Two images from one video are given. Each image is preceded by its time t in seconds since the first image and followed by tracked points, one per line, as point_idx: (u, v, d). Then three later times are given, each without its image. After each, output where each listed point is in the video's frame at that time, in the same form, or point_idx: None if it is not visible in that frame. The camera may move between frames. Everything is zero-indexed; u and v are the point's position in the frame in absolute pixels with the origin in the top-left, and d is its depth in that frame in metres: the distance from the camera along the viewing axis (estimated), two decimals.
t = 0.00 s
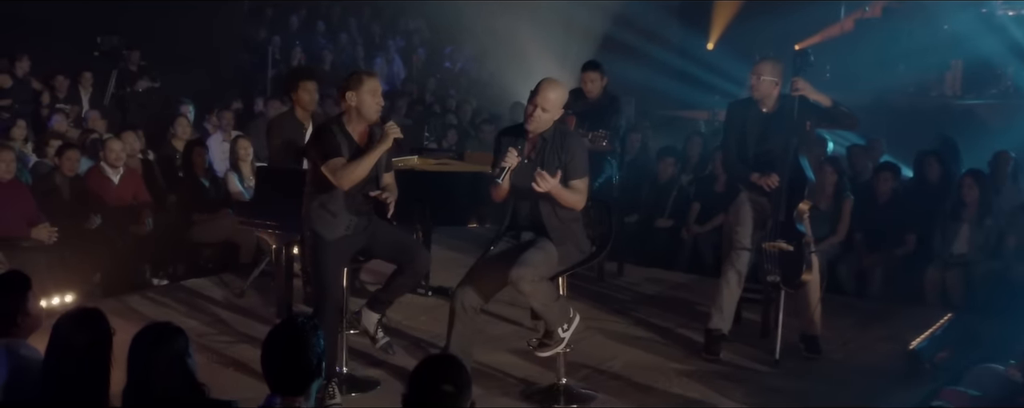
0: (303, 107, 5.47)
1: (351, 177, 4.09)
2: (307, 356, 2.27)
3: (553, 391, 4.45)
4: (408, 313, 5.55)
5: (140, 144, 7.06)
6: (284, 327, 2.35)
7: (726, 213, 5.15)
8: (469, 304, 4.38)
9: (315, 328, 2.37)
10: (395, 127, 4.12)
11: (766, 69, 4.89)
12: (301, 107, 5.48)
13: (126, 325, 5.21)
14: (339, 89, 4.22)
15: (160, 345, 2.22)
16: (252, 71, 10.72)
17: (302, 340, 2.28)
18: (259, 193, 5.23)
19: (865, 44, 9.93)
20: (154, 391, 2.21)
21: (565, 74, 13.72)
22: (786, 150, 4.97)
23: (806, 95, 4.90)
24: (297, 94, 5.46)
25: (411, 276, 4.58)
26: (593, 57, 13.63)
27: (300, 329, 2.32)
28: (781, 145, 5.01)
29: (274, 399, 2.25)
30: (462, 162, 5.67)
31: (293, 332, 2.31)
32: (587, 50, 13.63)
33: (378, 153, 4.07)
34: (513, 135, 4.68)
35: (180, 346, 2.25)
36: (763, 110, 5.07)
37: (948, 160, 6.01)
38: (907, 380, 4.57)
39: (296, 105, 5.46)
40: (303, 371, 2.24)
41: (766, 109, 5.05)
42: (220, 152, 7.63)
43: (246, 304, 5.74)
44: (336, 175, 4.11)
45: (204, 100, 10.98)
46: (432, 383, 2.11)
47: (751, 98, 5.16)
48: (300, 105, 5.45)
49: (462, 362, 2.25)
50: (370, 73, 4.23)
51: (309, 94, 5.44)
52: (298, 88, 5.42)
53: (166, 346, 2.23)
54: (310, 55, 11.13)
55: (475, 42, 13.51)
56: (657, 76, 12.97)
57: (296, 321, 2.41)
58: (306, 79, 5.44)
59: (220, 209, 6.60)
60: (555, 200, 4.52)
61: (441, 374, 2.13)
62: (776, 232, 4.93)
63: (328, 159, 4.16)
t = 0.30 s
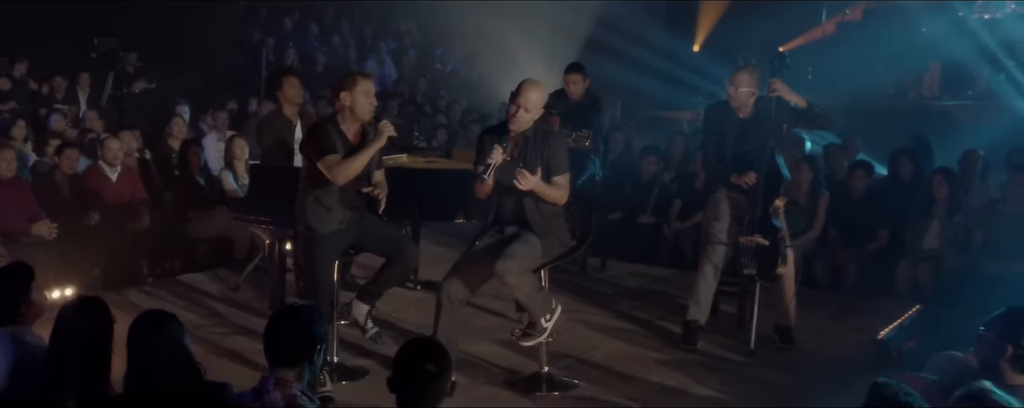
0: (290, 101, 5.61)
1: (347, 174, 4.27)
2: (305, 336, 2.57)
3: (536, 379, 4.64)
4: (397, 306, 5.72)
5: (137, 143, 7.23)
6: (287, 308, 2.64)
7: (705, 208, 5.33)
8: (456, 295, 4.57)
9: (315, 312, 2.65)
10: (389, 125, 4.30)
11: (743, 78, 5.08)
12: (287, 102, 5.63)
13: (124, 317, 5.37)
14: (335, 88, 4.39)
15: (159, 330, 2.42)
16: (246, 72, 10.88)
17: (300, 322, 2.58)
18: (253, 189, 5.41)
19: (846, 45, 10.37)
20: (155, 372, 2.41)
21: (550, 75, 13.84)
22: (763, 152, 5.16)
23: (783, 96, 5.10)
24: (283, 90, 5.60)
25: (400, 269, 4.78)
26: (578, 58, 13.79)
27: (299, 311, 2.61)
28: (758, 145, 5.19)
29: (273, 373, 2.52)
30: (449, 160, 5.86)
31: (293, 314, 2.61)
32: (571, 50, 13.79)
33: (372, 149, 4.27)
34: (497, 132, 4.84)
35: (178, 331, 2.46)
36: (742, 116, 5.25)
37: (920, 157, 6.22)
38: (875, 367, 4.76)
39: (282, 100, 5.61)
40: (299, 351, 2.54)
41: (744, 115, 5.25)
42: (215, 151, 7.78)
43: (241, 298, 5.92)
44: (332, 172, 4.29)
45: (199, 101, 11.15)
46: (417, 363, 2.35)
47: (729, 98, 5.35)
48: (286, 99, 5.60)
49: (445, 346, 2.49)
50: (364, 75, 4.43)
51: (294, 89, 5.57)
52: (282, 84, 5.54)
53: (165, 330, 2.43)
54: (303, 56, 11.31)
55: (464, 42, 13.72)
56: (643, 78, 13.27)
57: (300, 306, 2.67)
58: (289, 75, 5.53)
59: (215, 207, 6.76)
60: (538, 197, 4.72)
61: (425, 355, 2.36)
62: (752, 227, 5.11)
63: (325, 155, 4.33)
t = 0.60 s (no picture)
0: (280, 100, 5.63)
1: (340, 170, 4.46)
2: (307, 326, 2.79)
3: (521, 367, 4.84)
4: (388, 299, 5.91)
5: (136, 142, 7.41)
6: (291, 300, 2.88)
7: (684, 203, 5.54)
8: (444, 287, 4.77)
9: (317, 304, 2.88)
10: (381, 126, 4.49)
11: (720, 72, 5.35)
12: (277, 100, 5.65)
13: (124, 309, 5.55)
14: (331, 88, 4.57)
15: (157, 320, 2.62)
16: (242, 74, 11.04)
17: (301, 313, 2.81)
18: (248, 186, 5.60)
19: (828, 49, 10.95)
20: (153, 352, 2.58)
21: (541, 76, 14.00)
22: (735, 144, 5.38)
23: (752, 93, 5.33)
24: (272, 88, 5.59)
25: (390, 262, 4.96)
26: (564, 59, 13.92)
27: (303, 304, 2.85)
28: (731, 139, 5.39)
29: (273, 356, 2.74)
30: (438, 158, 6.05)
31: (296, 306, 2.84)
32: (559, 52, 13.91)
33: (365, 148, 4.46)
34: (483, 130, 5.01)
35: (175, 317, 2.67)
36: (721, 100, 5.43)
37: (895, 156, 6.47)
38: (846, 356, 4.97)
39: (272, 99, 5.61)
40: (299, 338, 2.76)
41: (722, 99, 5.43)
42: (212, 150, 7.94)
43: (237, 292, 6.10)
44: (326, 169, 4.48)
45: (196, 101, 11.32)
46: (402, 345, 2.56)
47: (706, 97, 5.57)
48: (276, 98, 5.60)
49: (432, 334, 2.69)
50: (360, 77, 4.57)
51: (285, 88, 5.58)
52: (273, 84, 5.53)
53: (163, 317, 2.63)
54: (298, 58, 11.49)
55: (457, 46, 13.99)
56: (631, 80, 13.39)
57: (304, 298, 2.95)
58: (278, 75, 5.53)
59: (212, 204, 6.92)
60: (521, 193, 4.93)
61: (410, 338, 2.57)
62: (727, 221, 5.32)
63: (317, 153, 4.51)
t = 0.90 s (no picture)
0: (282, 107, 5.94)
1: (333, 169, 4.67)
2: (305, 313, 2.99)
3: (509, 357, 5.03)
4: (381, 293, 6.09)
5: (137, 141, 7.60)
6: (288, 289, 3.08)
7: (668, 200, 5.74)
8: (434, 280, 4.96)
9: (313, 292, 3.08)
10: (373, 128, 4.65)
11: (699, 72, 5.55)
12: (279, 106, 5.95)
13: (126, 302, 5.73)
14: (326, 89, 4.76)
15: (159, 310, 2.78)
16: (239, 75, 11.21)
17: (298, 301, 3.00)
18: (246, 183, 5.79)
19: (812, 49, 11.02)
20: (157, 341, 2.74)
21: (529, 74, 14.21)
22: (716, 144, 5.60)
23: (733, 93, 5.55)
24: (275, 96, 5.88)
25: (383, 256, 5.16)
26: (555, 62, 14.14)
27: (300, 293, 3.05)
28: (712, 139, 5.60)
29: (271, 342, 2.92)
30: (430, 156, 6.24)
31: (293, 294, 3.03)
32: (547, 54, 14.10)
33: (357, 147, 4.63)
34: (473, 129, 5.18)
35: (176, 306, 2.82)
36: (700, 103, 5.65)
37: (873, 154, 6.69)
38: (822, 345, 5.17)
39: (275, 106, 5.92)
40: (296, 325, 2.96)
41: (703, 102, 5.65)
42: (210, 150, 8.12)
43: (235, 286, 6.29)
44: (320, 167, 4.69)
45: (194, 102, 11.47)
46: (390, 331, 2.75)
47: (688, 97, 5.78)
48: (278, 106, 5.92)
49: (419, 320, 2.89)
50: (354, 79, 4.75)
51: (285, 95, 5.85)
52: (275, 92, 5.82)
53: (164, 306, 2.79)
54: (295, 59, 11.67)
55: (452, 46, 14.29)
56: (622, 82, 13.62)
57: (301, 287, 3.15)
58: (281, 82, 5.77)
59: (211, 201, 7.08)
60: (509, 190, 5.12)
61: (396, 325, 2.76)
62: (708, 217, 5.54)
63: (312, 154, 4.72)
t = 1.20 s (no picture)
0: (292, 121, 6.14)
1: (328, 168, 4.87)
2: (292, 304, 3.07)
3: (499, 349, 5.22)
4: (376, 287, 6.29)
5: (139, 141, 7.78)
6: (276, 279, 3.17)
7: (654, 198, 5.94)
8: (427, 275, 5.14)
9: (298, 281, 3.16)
10: (366, 129, 4.82)
11: (685, 97, 5.74)
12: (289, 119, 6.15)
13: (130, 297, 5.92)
14: (324, 90, 4.94)
15: (162, 303, 2.96)
16: (239, 77, 11.41)
17: (284, 291, 3.08)
18: (246, 181, 5.99)
19: (801, 52, 11.55)
20: (161, 331, 2.92)
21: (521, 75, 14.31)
22: (703, 145, 5.79)
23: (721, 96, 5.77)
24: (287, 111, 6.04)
25: (377, 252, 5.35)
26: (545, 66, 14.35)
27: (287, 282, 3.13)
28: (699, 139, 5.79)
29: (267, 333, 3.06)
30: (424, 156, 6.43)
31: (280, 285, 3.12)
32: (540, 57, 14.22)
33: (353, 147, 4.83)
34: (467, 130, 5.39)
35: (179, 299, 3.01)
36: (684, 121, 5.88)
37: (854, 154, 6.90)
38: (801, 337, 5.37)
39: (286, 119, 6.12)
40: (287, 315, 3.06)
41: (688, 118, 5.87)
42: (209, 150, 8.32)
43: (235, 282, 6.48)
44: (315, 166, 4.89)
45: (194, 103, 11.68)
46: (381, 320, 2.89)
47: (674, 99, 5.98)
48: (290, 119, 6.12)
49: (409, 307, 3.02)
50: (350, 82, 4.91)
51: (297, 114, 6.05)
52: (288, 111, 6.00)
53: (169, 299, 2.98)
54: (293, 61, 11.87)
55: (446, 46, 14.33)
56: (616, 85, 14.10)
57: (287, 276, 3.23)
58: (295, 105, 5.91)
59: (211, 200, 7.25)
60: (500, 188, 5.33)
61: (387, 314, 2.90)
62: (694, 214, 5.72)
63: (310, 155, 4.91)
